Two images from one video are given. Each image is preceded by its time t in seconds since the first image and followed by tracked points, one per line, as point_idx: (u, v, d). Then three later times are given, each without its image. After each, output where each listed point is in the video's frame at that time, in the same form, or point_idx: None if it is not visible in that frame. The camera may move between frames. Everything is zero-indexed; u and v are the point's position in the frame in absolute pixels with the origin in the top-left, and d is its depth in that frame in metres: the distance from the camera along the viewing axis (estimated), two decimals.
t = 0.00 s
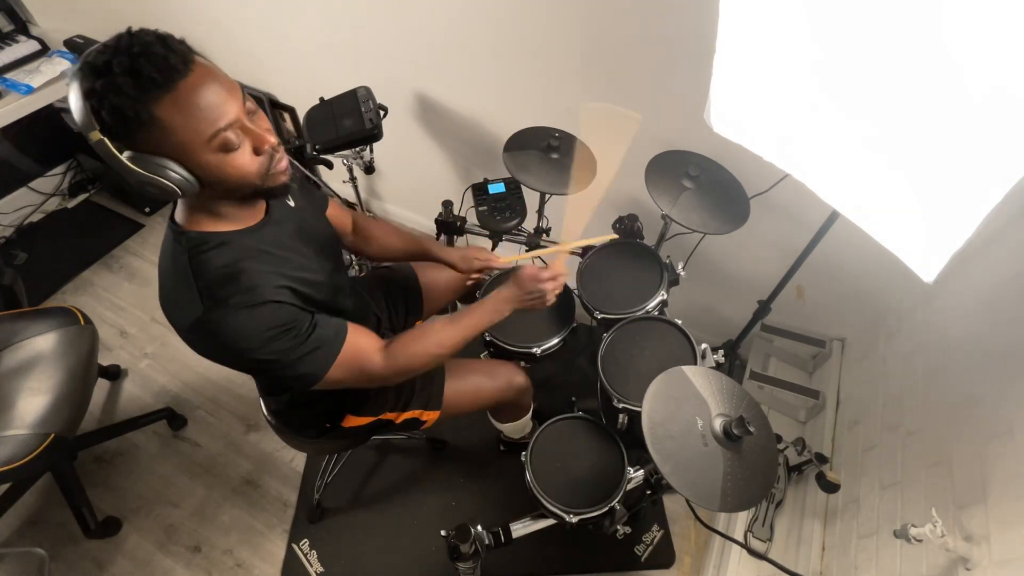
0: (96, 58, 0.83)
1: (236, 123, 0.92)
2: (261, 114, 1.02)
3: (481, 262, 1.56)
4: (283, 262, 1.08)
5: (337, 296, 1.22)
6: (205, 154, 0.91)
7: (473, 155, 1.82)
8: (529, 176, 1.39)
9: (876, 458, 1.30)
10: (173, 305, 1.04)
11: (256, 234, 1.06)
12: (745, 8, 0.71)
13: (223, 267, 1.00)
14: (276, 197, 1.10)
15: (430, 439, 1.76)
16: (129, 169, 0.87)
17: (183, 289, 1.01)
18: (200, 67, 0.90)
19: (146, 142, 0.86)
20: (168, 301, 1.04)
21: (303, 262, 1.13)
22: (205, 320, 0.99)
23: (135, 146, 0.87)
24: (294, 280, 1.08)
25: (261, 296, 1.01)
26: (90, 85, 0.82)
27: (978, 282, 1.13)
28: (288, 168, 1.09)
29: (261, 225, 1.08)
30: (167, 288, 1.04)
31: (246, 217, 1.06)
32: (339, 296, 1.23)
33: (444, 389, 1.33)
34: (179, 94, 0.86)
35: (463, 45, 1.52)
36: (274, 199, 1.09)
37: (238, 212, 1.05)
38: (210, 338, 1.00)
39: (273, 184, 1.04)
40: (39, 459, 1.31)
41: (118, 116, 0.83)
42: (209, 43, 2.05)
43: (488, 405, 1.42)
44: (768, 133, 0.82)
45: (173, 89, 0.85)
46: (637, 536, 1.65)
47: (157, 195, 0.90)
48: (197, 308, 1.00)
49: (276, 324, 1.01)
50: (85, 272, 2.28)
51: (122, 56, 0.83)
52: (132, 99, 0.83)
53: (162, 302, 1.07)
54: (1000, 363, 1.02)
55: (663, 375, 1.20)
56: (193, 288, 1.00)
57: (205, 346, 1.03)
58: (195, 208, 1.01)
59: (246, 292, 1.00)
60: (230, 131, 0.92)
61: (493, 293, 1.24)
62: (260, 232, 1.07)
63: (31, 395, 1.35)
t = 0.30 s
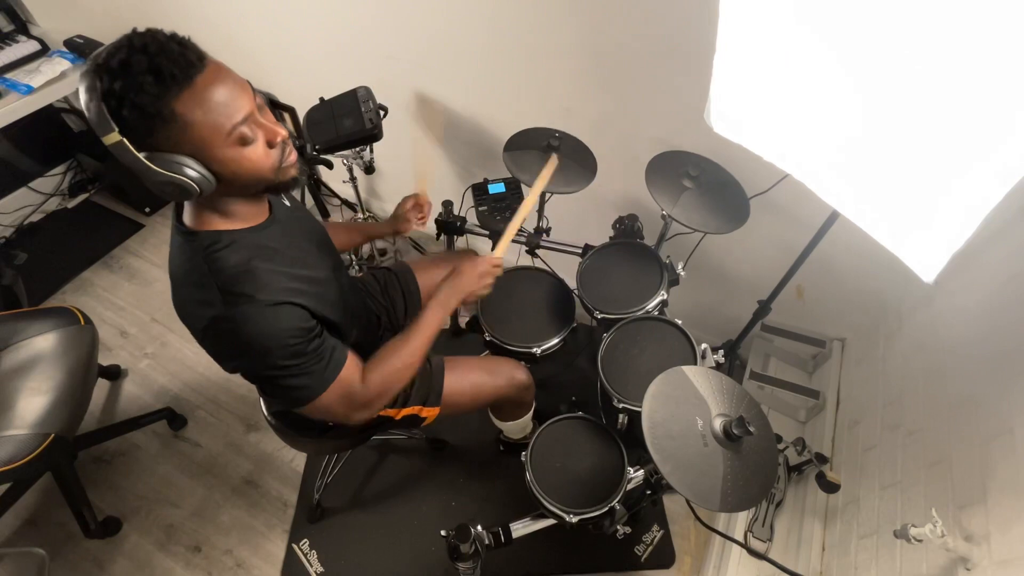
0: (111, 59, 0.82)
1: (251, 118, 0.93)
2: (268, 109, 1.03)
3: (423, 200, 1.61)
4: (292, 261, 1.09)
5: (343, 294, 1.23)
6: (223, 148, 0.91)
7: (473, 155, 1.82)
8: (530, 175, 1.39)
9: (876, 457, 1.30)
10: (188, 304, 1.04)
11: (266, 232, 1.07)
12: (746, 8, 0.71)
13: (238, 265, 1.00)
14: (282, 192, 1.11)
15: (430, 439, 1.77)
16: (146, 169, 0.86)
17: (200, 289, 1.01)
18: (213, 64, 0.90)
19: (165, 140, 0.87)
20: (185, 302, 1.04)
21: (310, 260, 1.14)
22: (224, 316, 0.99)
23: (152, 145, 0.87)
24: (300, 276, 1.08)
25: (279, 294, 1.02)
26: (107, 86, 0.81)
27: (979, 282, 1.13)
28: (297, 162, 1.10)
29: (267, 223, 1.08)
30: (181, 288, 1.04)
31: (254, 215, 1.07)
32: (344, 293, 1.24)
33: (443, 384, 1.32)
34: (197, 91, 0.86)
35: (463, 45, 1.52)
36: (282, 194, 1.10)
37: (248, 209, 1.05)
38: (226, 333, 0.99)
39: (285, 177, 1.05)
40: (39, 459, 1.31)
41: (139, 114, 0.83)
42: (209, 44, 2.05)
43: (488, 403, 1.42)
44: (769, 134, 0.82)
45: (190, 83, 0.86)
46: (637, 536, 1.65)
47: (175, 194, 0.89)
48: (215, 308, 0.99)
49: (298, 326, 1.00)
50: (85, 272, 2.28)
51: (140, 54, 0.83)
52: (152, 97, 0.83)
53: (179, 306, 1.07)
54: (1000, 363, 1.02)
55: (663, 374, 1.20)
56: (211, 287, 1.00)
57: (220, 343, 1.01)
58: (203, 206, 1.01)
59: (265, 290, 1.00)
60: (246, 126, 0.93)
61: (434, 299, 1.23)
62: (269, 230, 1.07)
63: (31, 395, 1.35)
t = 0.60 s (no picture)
0: (104, 54, 0.82)
1: (245, 105, 0.94)
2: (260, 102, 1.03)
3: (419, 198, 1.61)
4: (289, 269, 1.09)
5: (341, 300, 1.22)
6: (222, 136, 0.91)
7: (473, 155, 1.82)
8: (530, 175, 1.39)
9: (876, 458, 1.30)
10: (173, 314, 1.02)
11: (260, 239, 1.06)
12: (746, 8, 0.71)
13: (231, 279, 1.00)
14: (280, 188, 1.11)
15: (430, 439, 1.77)
16: (152, 165, 0.86)
17: (191, 299, 1.00)
18: (203, 55, 0.91)
19: (165, 132, 0.86)
20: (173, 311, 1.03)
21: (305, 267, 1.13)
22: (210, 329, 0.98)
23: (151, 139, 0.87)
24: (293, 287, 1.08)
25: (271, 314, 1.02)
26: (103, 80, 0.81)
27: (979, 282, 1.13)
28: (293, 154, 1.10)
29: (262, 228, 1.08)
30: (170, 298, 1.04)
31: (250, 216, 1.06)
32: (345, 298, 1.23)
33: (445, 386, 1.34)
34: (191, 79, 0.86)
35: (463, 45, 1.52)
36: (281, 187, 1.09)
37: (247, 208, 1.05)
38: (209, 345, 0.98)
39: (285, 168, 1.05)
40: (39, 459, 1.31)
41: (138, 105, 0.83)
42: (209, 44, 2.05)
43: (489, 404, 1.43)
44: (769, 134, 0.82)
45: (185, 71, 0.86)
46: (637, 536, 1.65)
47: (180, 189, 0.88)
48: (203, 320, 0.98)
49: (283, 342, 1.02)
50: (85, 272, 2.28)
51: (130, 46, 0.83)
52: (149, 86, 0.83)
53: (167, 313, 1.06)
54: (999, 363, 1.02)
55: (663, 375, 1.20)
56: (201, 299, 0.99)
57: (199, 355, 1.00)
58: (201, 207, 1.00)
59: (256, 307, 1.00)
60: (241, 113, 0.93)
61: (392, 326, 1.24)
62: (263, 237, 1.07)
63: (30, 395, 1.35)
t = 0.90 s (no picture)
0: (76, 72, 0.83)
1: (225, 110, 0.92)
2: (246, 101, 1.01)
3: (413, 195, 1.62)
4: (288, 261, 1.08)
5: (340, 294, 1.21)
6: (203, 146, 0.91)
7: (473, 155, 1.82)
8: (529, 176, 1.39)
9: (876, 458, 1.30)
10: (180, 309, 1.04)
11: (258, 234, 1.05)
12: (746, 8, 0.71)
13: (230, 271, 1.00)
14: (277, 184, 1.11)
15: (430, 439, 1.76)
16: (137, 179, 0.87)
17: (193, 293, 1.01)
18: (178, 62, 0.90)
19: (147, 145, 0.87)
20: (176, 306, 1.04)
21: (305, 261, 1.12)
22: (214, 323, 0.99)
23: (135, 153, 0.88)
24: (292, 278, 1.07)
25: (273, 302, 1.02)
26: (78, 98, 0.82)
27: (978, 282, 1.13)
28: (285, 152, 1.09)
29: (262, 223, 1.07)
30: (174, 293, 1.05)
31: (248, 213, 1.06)
32: (343, 293, 1.22)
33: (444, 387, 1.34)
34: (165, 90, 0.86)
35: (463, 45, 1.52)
36: (276, 184, 1.09)
37: (242, 209, 1.05)
38: (213, 339, 1.00)
39: (275, 166, 1.04)
40: (39, 459, 1.31)
41: (114, 122, 0.84)
42: (209, 44, 2.05)
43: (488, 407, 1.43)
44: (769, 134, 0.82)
45: (157, 81, 0.86)
46: (637, 536, 1.65)
47: (168, 200, 0.89)
48: (206, 314, 1.00)
49: (286, 329, 1.01)
50: (85, 271, 2.28)
51: (100, 60, 0.82)
52: (123, 101, 0.83)
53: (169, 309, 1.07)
54: (999, 364, 1.02)
55: (663, 374, 1.20)
56: (203, 293, 1.00)
57: (207, 348, 1.02)
58: (197, 209, 1.01)
59: (256, 297, 1.00)
60: (222, 119, 0.92)
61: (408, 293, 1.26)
62: (262, 232, 1.06)
63: (31, 395, 1.35)
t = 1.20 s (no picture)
0: (82, 57, 0.83)
1: (230, 95, 0.93)
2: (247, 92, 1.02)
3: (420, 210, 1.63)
4: (293, 259, 1.09)
5: (342, 292, 1.21)
6: (210, 129, 0.91)
7: (473, 155, 1.82)
8: (527, 176, 1.39)
9: (876, 458, 1.30)
10: (186, 306, 1.03)
11: (262, 231, 1.06)
12: (746, 6, 0.71)
13: (238, 269, 1.00)
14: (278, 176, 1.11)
15: (430, 439, 1.77)
16: (146, 163, 0.86)
17: (199, 291, 1.01)
18: (183, 49, 0.91)
19: (155, 127, 0.87)
20: (182, 304, 1.04)
21: (309, 259, 1.12)
22: (219, 319, 0.98)
23: (142, 138, 0.87)
24: (298, 275, 1.07)
25: (278, 302, 1.02)
26: (86, 81, 0.82)
27: (978, 282, 1.13)
28: (287, 144, 1.09)
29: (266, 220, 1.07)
30: (179, 291, 1.05)
31: (251, 208, 1.05)
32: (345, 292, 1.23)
33: (444, 386, 1.33)
34: (173, 72, 0.86)
35: (463, 45, 1.52)
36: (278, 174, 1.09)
37: (246, 204, 1.04)
38: (214, 337, 0.99)
39: (278, 156, 1.04)
40: (39, 459, 1.31)
41: (123, 102, 0.83)
42: (209, 44, 2.05)
43: (488, 405, 1.42)
44: (769, 133, 0.82)
45: (164, 64, 0.86)
46: (637, 536, 1.65)
47: (177, 186, 0.88)
48: (212, 311, 0.99)
49: (292, 330, 1.03)
50: (85, 271, 2.28)
51: (109, 45, 0.83)
52: (131, 82, 0.83)
53: (173, 308, 1.07)
54: (999, 363, 1.02)
55: (663, 374, 1.20)
56: (209, 290, 1.00)
57: (208, 348, 1.01)
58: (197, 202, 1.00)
59: (263, 296, 1.01)
60: (227, 103, 0.93)
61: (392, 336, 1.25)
62: (267, 228, 1.07)
63: (31, 395, 1.35)
